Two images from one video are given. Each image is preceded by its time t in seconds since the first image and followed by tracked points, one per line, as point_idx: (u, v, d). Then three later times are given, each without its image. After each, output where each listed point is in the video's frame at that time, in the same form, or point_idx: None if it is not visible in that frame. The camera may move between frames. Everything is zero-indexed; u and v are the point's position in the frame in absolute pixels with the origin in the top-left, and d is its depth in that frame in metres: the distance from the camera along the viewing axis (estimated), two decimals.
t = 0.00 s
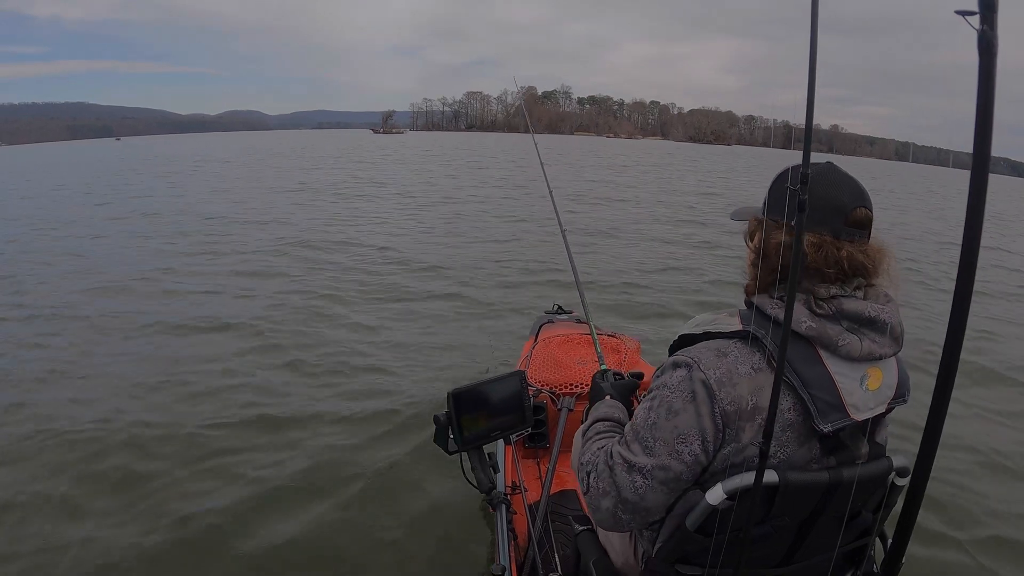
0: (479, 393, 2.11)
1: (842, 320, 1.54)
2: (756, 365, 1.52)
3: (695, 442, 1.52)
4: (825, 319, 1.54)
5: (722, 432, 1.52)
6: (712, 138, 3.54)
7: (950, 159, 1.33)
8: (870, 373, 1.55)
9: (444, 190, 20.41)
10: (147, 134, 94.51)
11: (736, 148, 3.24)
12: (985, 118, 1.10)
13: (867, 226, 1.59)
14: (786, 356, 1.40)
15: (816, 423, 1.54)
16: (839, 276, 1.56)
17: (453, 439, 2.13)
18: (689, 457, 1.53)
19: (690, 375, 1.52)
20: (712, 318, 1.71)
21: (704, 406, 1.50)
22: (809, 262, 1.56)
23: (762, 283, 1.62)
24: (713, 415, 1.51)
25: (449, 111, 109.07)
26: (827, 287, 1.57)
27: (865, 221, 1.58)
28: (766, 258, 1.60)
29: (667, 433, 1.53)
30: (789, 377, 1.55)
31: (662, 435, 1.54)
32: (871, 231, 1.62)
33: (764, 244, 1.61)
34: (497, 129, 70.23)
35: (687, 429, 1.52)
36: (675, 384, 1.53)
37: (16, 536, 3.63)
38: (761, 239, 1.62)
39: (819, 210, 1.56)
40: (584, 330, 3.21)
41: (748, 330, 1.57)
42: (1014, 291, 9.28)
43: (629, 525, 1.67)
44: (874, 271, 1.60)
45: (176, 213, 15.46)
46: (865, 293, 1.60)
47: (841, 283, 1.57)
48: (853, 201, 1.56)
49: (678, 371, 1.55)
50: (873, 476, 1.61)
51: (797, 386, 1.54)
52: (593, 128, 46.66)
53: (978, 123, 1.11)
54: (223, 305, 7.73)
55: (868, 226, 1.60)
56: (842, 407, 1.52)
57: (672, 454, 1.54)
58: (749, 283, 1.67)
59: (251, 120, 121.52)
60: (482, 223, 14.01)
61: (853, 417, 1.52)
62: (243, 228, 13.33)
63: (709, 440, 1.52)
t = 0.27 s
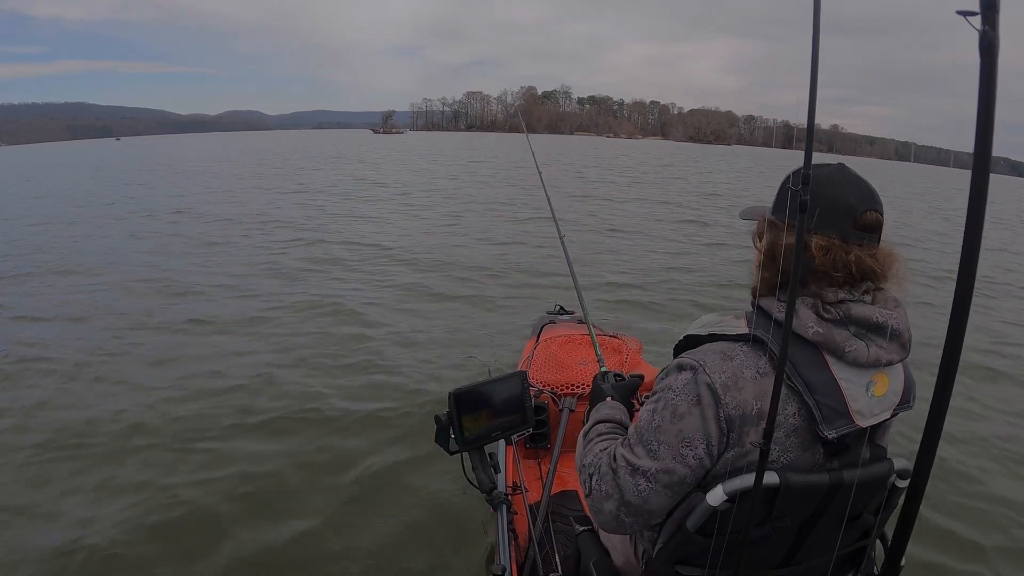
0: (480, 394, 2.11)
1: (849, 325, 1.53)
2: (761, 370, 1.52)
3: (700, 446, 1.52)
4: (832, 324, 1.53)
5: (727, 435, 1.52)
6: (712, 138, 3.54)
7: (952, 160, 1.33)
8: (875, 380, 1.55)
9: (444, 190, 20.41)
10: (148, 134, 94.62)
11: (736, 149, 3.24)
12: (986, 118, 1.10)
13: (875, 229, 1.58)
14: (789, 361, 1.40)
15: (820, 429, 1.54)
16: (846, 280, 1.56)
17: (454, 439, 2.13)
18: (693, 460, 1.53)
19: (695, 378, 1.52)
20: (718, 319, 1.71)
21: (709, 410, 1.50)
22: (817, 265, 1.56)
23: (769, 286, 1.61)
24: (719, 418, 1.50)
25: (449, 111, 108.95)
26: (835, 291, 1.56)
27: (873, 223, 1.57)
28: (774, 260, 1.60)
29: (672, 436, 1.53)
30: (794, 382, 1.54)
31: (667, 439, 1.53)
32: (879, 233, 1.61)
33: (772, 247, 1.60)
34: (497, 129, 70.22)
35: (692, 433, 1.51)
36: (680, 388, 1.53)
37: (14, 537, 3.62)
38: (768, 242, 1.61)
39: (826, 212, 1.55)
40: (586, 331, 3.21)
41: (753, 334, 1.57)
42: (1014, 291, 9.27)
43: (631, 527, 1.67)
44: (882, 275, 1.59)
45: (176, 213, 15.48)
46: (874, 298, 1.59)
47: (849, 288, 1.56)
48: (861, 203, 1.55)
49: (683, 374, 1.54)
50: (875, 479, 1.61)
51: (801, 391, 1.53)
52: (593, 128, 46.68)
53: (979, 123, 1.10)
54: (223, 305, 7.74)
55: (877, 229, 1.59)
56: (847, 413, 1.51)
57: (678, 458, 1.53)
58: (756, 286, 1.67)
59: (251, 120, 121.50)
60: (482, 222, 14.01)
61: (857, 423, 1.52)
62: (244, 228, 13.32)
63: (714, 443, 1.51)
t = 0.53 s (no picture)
0: (487, 396, 2.12)
1: (862, 327, 1.54)
2: (773, 370, 1.53)
3: (712, 446, 1.52)
4: (845, 326, 1.54)
5: (738, 435, 1.53)
6: (713, 137, 3.55)
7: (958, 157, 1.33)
8: (887, 382, 1.55)
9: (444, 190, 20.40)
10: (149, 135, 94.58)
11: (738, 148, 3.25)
12: (994, 114, 1.10)
13: (889, 231, 1.58)
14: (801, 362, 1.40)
15: (832, 431, 1.55)
16: (859, 281, 1.57)
17: (461, 441, 2.14)
18: (705, 460, 1.54)
19: (707, 378, 1.53)
20: (729, 320, 1.72)
21: (722, 410, 1.51)
22: (830, 266, 1.57)
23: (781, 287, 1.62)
24: (731, 419, 1.51)
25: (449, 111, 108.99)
26: (847, 293, 1.57)
27: (887, 225, 1.57)
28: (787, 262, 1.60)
29: (684, 436, 1.53)
30: (805, 383, 1.55)
31: (679, 439, 1.54)
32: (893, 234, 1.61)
33: (784, 248, 1.61)
34: (497, 130, 70.18)
35: (704, 434, 1.52)
36: (693, 388, 1.54)
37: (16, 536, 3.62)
38: (781, 243, 1.62)
39: (838, 212, 1.56)
40: (591, 332, 3.21)
41: (764, 334, 1.57)
42: (1015, 290, 9.28)
43: (642, 528, 1.68)
44: (895, 276, 1.60)
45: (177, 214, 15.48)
46: (886, 299, 1.60)
47: (862, 289, 1.57)
48: (875, 204, 1.55)
49: (696, 374, 1.55)
50: (884, 479, 1.61)
51: (813, 392, 1.54)
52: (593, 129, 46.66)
53: (986, 119, 1.11)
54: (224, 306, 7.73)
55: (891, 230, 1.59)
56: (858, 415, 1.52)
57: (690, 458, 1.54)
58: (769, 286, 1.67)
59: (251, 121, 121.45)
60: (483, 223, 14.00)
61: (869, 425, 1.52)
62: (244, 229, 13.31)
63: (725, 444, 1.52)
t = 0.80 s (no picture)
0: (489, 402, 2.12)
1: (861, 328, 1.55)
2: (773, 374, 1.53)
3: (713, 452, 1.53)
4: (845, 328, 1.54)
5: (739, 440, 1.53)
6: (714, 136, 3.55)
7: (958, 157, 1.34)
8: (888, 383, 1.55)
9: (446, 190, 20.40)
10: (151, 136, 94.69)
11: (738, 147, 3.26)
12: (995, 116, 1.11)
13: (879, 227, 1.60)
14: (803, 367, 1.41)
15: (833, 433, 1.55)
16: (856, 283, 1.58)
17: (463, 448, 2.15)
18: (706, 467, 1.55)
19: (706, 384, 1.53)
20: (729, 325, 1.72)
21: (722, 416, 1.51)
22: (832, 272, 1.57)
23: (781, 294, 1.62)
24: (731, 424, 1.51)
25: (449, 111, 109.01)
26: (845, 295, 1.58)
27: (876, 221, 1.59)
28: (786, 271, 1.60)
29: (685, 443, 1.54)
30: (806, 387, 1.55)
31: (680, 446, 1.55)
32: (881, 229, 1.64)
33: (783, 257, 1.60)
34: (498, 129, 70.16)
35: (704, 440, 1.53)
36: (692, 395, 1.54)
37: (21, 544, 3.63)
38: (779, 253, 1.61)
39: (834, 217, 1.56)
40: (593, 337, 3.22)
41: (764, 339, 1.57)
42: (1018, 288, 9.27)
43: (648, 535, 1.69)
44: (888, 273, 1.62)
45: (179, 215, 15.49)
46: (881, 298, 1.62)
47: (858, 290, 1.58)
48: (867, 204, 1.57)
49: (695, 380, 1.56)
50: (888, 482, 1.62)
51: (814, 396, 1.54)
52: (594, 128, 46.67)
53: (987, 121, 1.12)
54: (225, 308, 7.74)
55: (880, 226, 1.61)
56: (861, 417, 1.52)
57: (691, 465, 1.55)
58: (767, 294, 1.67)
59: (252, 121, 121.54)
60: (484, 222, 13.99)
61: (871, 426, 1.52)
62: (245, 230, 13.31)
63: (726, 449, 1.53)
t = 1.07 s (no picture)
0: (485, 402, 2.12)
1: (839, 322, 1.53)
2: (754, 374, 1.52)
3: (697, 457, 1.52)
4: (823, 324, 1.53)
5: (723, 444, 1.52)
6: (716, 135, 3.54)
7: (951, 153, 1.33)
8: (870, 376, 1.54)
9: (447, 190, 20.39)
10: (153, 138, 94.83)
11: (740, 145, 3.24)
12: (988, 116, 1.10)
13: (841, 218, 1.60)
14: (787, 368, 1.40)
15: (818, 430, 1.54)
16: (831, 279, 1.57)
17: (459, 448, 2.14)
18: (693, 472, 1.54)
19: (687, 390, 1.52)
20: (710, 329, 1.70)
21: (703, 422, 1.50)
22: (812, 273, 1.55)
23: (760, 300, 1.61)
24: (714, 428, 1.50)
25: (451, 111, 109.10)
26: (821, 292, 1.57)
27: (839, 213, 1.60)
28: (765, 277, 1.59)
29: (669, 449, 1.53)
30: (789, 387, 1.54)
31: (665, 453, 1.54)
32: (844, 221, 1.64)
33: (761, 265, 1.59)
34: (498, 129, 70.21)
35: (687, 446, 1.52)
36: (673, 401, 1.53)
37: (19, 548, 3.62)
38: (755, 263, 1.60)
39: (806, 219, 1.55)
40: (589, 339, 3.21)
41: (745, 342, 1.56)
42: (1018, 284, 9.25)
43: (642, 540, 1.68)
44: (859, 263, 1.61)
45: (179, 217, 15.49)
46: (857, 288, 1.61)
47: (833, 285, 1.57)
48: (829, 199, 1.56)
49: (675, 386, 1.55)
50: (879, 479, 1.60)
51: (797, 395, 1.53)
52: (595, 127, 46.63)
53: (981, 120, 1.11)
54: (225, 310, 7.74)
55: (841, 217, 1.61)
56: (844, 413, 1.51)
57: (677, 471, 1.54)
58: (745, 302, 1.65)
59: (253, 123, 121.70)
60: (485, 222, 13.98)
61: (855, 421, 1.51)
62: (246, 231, 13.30)
63: (711, 452, 1.52)
